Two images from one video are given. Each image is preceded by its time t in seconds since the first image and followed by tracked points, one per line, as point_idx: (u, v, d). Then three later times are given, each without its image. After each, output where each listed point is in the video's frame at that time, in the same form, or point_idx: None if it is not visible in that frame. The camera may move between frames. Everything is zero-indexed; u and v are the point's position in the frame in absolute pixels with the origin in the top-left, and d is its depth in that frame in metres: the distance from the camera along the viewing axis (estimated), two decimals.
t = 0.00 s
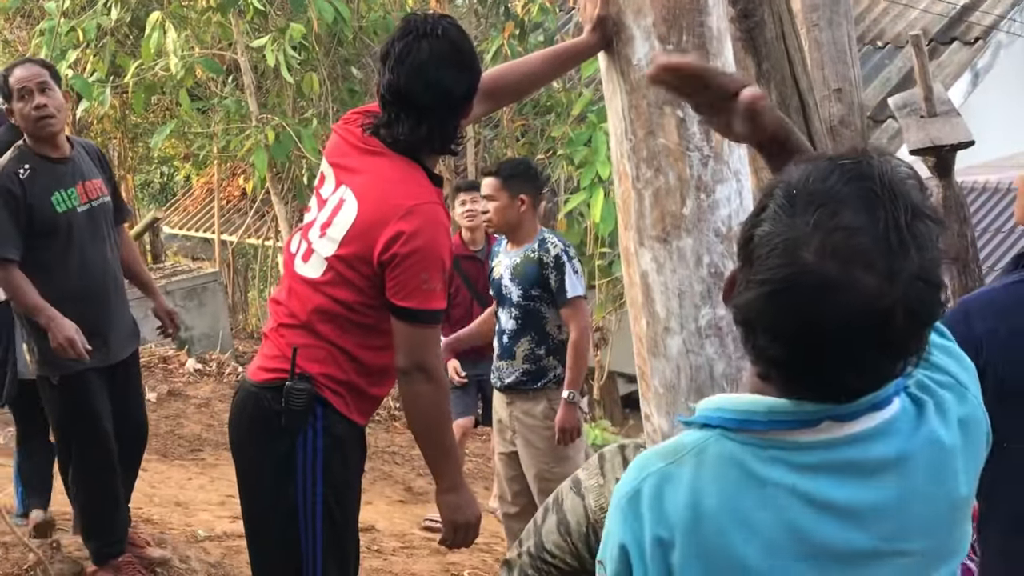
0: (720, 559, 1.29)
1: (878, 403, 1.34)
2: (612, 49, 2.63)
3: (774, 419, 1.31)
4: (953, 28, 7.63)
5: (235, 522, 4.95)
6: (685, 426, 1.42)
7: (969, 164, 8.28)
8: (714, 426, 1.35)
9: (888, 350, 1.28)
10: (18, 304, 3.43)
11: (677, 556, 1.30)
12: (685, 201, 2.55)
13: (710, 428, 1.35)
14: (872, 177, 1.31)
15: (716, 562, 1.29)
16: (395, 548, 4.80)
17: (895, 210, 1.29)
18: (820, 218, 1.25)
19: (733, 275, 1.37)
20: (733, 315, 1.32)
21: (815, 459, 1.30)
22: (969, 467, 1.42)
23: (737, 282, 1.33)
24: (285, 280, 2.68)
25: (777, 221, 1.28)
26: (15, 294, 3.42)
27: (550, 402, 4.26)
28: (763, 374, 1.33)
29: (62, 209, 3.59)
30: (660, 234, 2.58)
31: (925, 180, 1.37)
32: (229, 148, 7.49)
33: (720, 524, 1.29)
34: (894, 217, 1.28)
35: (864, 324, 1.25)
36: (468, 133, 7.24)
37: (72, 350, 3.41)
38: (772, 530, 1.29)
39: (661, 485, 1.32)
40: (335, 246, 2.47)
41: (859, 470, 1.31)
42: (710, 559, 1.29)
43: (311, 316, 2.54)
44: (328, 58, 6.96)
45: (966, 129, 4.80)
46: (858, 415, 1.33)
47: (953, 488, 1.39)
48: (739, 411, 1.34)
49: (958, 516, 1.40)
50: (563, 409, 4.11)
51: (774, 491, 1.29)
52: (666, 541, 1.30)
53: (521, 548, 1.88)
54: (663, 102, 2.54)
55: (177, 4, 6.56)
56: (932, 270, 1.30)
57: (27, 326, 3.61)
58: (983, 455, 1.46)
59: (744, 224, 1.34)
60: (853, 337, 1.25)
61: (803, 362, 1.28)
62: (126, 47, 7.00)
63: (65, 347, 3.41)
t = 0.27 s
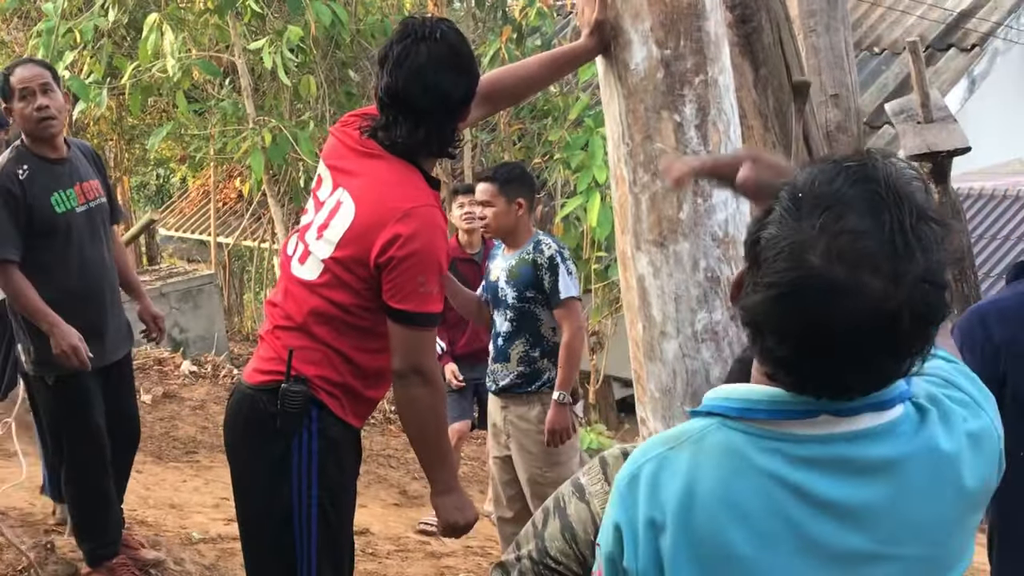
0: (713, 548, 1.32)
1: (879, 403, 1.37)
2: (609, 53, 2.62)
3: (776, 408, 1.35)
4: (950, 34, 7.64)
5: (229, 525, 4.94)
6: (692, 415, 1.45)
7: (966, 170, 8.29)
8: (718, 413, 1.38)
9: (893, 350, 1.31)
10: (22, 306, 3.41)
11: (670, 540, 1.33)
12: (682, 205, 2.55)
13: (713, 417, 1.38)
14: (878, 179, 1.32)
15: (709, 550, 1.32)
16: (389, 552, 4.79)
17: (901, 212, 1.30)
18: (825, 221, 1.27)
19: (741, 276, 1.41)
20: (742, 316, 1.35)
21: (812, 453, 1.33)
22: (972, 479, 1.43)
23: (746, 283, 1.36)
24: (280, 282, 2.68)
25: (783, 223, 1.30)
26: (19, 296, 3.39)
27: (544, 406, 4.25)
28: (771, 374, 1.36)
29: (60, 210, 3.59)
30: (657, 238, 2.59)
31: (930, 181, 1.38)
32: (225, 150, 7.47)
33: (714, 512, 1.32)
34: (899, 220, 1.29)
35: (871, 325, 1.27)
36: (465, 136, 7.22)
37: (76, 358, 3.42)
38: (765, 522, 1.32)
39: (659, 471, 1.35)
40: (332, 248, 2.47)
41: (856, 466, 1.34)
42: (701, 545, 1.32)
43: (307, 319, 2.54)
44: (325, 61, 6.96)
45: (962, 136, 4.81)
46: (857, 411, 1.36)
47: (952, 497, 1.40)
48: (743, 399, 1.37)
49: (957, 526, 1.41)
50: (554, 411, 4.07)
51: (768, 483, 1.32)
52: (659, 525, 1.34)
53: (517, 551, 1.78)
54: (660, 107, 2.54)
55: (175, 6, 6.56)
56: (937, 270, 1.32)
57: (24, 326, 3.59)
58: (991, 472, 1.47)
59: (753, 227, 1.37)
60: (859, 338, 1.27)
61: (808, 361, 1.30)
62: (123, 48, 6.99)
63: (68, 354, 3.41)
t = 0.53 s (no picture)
0: (706, 552, 1.31)
1: (881, 415, 1.37)
2: (608, 57, 2.62)
3: (776, 412, 1.35)
4: (948, 40, 7.65)
5: (225, 527, 4.94)
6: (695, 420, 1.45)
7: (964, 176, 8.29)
8: (718, 417, 1.39)
9: (907, 358, 1.31)
10: (26, 308, 3.40)
11: (664, 542, 1.33)
12: (681, 209, 2.55)
13: (714, 422, 1.38)
14: (891, 185, 1.32)
15: (702, 554, 1.31)
16: (385, 555, 4.78)
17: (913, 219, 1.30)
18: (837, 227, 1.28)
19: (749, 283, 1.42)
20: (749, 323, 1.36)
21: (811, 460, 1.33)
22: (974, 504, 1.42)
23: (755, 288, 1.36)
24: (278, 284, 2.67)
25: (794, 228, 1.30)
26: (23, 297, 3.39)
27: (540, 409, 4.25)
28: (781, 382, 1.36)
29: (61, 211, 3.58)
30: (656, 242, 2.58)
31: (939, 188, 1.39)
32: (223, 152, 7.47)
33: (709, 516, 1.32)
34: (912, 226, 1.30)
35: (883, 333, 1.27)
36: (463, 140, 7.20)
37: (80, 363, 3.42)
38: (760, 529, 1.32)
39: (656, 473, 1.36)
40: (329, 250, 2.47)
41: (853, 475, 1.34)
42: (695, 548, 1.32)
43: (304, 321, 2.54)
44: (324, 63, 6.95)
45: (961, 142, 4.80)
46: (857, 419, 1.36)
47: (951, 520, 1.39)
48: (743, 403, 1.37)
49: (956, 551, 1.39)
50: (546, 413, 4.05)
51: (764, 489, 1.32)
52: (654, 526, 1.34)
53: (521, 562, 1.88)
54: (660, 110, 2.54)
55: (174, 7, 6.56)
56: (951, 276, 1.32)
57: (22, 328, 3.58)
58: (996, 500, 1.45)
59: (762, 232, 1.37)
60: (871, 344, 1.28)
61: (820, 368, 1.30)
62: (121, 49, 6.99)
63: (73, 359, 3.41)
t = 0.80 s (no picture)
0: (686, 553, 1.32)
1: (876, 428, 1.38)
2: (610, 60, 2.62)
3: (767, 417, 1.36)
4: (948, 44, 7.66)
5: (224, 528, 4.93)
6: (696, 421, 1.46)
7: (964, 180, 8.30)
8: (713, 421, 1.40)
9: (907, 372, 1.30)
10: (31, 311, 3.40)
11: (647, 541, 1.34)
12: (683, 212, 2.55)
13: (708, 428, 1.39)
14: (894, 198, 1.32)
15: (682, 557, 1.32)
16: (384, 556, 4.78)
17: (915, 233, 1.30)
18: (839, 240, 1.27)
19: (749, 294, 1.41)
20: (749, 333, 1.36)
21: (801, 470, 1.34)
22: (968, 531, 1.38)
23: (755, 297, 1.36)
24: (278, 284, 2.67)
25: (795, 240, 1.30)
26: (29, 301, 3.38)
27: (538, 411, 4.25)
28: (778, 394, 1.36)
29: (65, 213, 3.58)
30: (657, 245, 2.58)
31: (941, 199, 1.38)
32: (223, 153, 7.47)
33: (693, 517, 1.33)
34: (914, 240, 1.29)
35: (883, 346, 1.27)
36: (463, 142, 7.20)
37: (88, 368, 3.45)
38: (741, 534, 1.32)
39: (645, 474, 1.37)
40: (330, 251, 2.47)
41: (841, 488, 1.34)
42: (675, 549, 1.32)
43: (304, 321, 2.54)
44: (324, 65, 6.95)
45: (961, 146, 4.80)
46: (853, 432, 1.36)
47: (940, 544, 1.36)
48: (738, 408, 1.39)
49: None
50: (541, 415, 4.06)
51: (748, 495, 1.33)
52: (639, 527, 1.35)
53: (522, 562, 1.97)
54: (661, 113, 2.54)
55: (175, 8, 6.57)
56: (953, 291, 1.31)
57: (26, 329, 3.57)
58: (996, 531, 1.41)
59: (761, 242, 1.37)
60: (870, 357, 1.28)
61: (818, 379, 1.30)
62: (122, 50, 7.00)
63: (79, 362, 3.42)
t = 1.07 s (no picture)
0: (669, 548, 1.34)
1: (869, 434, 1.36)
2: (609, 60, 2.61)
3: (758, 418, 1.36)
4: (947, 45, 7.66)
5: (222, 529, 4.93)
6: (692, 418, 1.46)
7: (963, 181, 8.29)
8: (706, 419, 1.41)
9: (905, 376, 1.30)
10: (32, 313, 3.40)
11: (632, 535, 1.36)
12: (682, 212, 2.55)
13: (702, 427, 1.40)
14: (894, 202, 1.31)
15: (666, 553, 1.34)
16: (383, 557, 4.78)
17: (916, 238, 1.29)
18: (837, 244, 1.27)
19: (745, 296, 1.41)
20: (745, 335, 1.36)
21: (787, 473, 1.33)
22: (961, 544, 1.35)
23: (752, 299, 1.36)
24: (275, 283, 2.67)
25: (793, 243, 1.30)
26: (30, 303, 3.38)
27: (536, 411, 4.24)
28: (774, 397, 1.36)
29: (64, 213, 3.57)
30: (656, 245, 2.58)
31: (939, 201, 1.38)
32: (222, 153, 7.47)
33: (678, 513, 1.34)
34: (914, 244, 1.29)
35: (880, 350, 1.27)
36: (462, 142, 7.19)
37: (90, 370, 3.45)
38: (723, 533, 1.33)
39: (637, 467, 1.39)
40: (327, 250, 2.47)
41: (828, 493, 1.33)
42: (658, 543, 1.34)
43: (301, 321, 2.54)
44: (323, 65, 6.95)
45: (960, 146, 4.80)
46: (847, 436, 1.35)
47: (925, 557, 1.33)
48: (730, 407, 1.39)
49: None
50: (535, 414, 4.05)
51: (734, 495, 1.33)
52: (627, 520, 1.37)
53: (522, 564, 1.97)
54: (660, 113, 2.54)
55: (174, 9, 6.56)
56: (950, 294, 1.31)
57: (26, 330, 3.56)
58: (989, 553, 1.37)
59: (759, 244, 1.37)
60: (868, 361, 1.27)
61: (815, 381, 1.30)
62: (121, 50, 7.00)
63: (80, 364, 3.43)
